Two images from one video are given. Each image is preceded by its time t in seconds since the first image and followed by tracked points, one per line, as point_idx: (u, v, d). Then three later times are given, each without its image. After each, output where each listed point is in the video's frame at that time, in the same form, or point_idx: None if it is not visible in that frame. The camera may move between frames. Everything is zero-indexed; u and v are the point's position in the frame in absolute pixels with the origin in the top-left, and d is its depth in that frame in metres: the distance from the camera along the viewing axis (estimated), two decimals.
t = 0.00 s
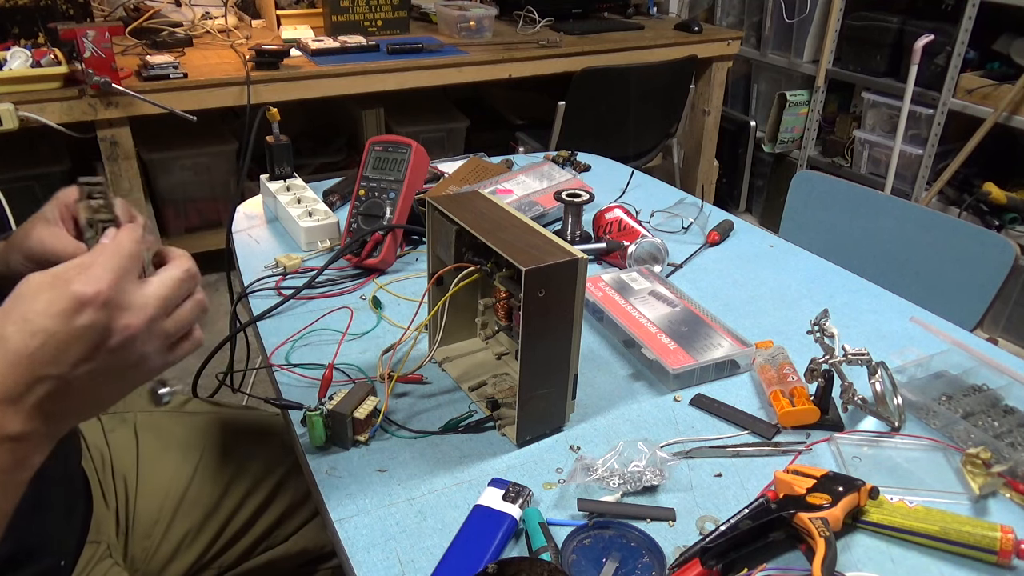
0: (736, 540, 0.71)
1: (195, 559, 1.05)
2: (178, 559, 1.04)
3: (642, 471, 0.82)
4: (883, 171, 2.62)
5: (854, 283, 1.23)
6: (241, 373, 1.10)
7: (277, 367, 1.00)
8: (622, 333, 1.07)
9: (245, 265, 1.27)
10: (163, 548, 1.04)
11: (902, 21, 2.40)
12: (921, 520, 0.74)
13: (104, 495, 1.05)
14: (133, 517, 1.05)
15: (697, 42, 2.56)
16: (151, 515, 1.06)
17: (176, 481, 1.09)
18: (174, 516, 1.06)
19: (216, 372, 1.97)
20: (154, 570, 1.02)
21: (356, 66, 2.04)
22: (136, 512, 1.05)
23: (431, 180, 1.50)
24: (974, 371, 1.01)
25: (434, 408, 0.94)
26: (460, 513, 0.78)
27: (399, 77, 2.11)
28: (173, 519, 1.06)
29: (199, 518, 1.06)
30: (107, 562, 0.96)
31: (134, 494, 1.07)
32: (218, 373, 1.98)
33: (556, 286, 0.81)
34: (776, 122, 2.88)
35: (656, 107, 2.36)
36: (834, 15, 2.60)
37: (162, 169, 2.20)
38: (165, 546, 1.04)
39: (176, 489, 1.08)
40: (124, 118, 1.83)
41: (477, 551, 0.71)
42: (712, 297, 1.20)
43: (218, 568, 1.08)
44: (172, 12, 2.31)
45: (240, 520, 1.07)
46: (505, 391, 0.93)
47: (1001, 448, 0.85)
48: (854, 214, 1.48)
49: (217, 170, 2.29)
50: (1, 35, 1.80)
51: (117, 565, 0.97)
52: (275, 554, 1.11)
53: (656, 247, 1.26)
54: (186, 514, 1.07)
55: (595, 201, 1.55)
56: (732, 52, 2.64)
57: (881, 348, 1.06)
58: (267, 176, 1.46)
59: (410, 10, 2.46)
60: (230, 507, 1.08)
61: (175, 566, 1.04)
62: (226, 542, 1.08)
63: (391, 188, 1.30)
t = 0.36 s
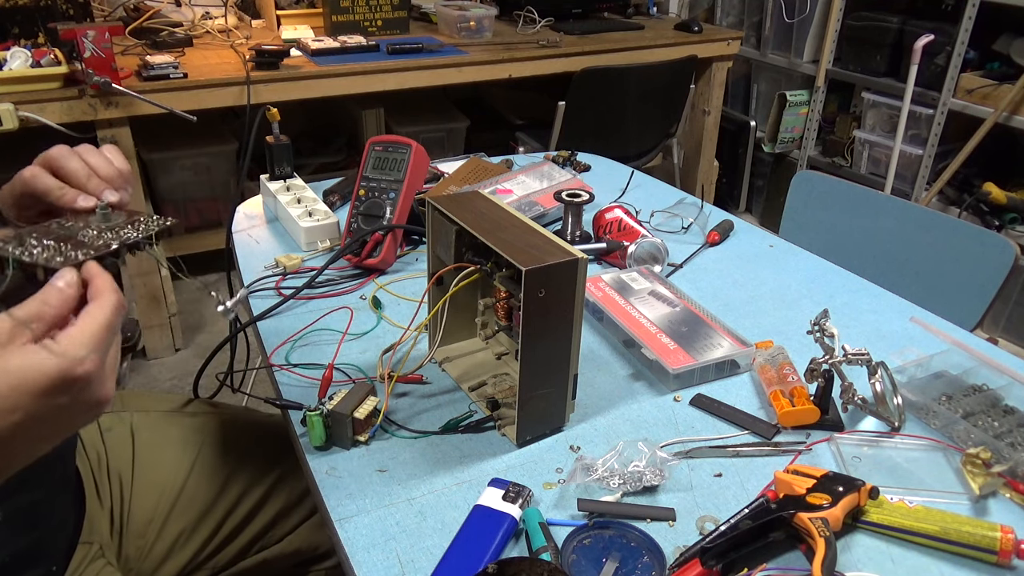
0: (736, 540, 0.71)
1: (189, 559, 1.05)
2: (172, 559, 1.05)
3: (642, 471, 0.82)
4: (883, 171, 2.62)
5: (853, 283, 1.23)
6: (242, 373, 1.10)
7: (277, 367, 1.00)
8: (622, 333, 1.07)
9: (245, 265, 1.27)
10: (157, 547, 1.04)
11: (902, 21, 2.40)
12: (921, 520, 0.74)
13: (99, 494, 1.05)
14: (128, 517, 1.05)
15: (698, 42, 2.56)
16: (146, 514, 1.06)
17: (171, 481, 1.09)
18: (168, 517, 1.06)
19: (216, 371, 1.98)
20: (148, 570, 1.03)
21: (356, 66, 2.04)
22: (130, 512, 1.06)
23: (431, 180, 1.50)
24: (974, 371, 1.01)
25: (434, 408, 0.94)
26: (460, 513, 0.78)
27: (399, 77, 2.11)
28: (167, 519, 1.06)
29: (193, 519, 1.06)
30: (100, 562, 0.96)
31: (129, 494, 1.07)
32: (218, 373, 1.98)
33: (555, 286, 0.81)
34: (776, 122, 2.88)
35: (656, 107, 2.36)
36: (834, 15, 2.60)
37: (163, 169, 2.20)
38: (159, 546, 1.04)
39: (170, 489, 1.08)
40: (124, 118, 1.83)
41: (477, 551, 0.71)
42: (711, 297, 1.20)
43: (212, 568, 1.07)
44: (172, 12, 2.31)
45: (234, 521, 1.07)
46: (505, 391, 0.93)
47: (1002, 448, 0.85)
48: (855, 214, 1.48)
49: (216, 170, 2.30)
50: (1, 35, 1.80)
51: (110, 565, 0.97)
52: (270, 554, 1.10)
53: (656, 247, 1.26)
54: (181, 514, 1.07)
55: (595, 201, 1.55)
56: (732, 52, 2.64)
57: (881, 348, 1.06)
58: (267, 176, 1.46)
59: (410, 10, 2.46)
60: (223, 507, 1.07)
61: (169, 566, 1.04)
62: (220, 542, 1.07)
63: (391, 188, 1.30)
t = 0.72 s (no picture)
0: (736, 540, 0.71)
1: (182, 558, 1.05)
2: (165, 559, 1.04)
3: (642, 471, 0.82)
4: (883, 171, 2.62)
5: (853, 283, 1.23)
6: (241, 373, 1.10)
7: (277, 367, 1.00)
8: (622, 333, 1.07)
9: (245, 265, 1.27)
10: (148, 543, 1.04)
11: (902, 21, 2.40)
12: (922, 520, 0.74)
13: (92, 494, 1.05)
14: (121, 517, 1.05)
15: (697, 42, 2.56)
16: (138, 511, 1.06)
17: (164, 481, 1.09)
18: (161, 516, 1.06)
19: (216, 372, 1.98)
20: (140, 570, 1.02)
21: (356, 66, 2.04)
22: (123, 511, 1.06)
23: (431, 180, 1.50)
24: (974, 371, 1.01)
25: (434, 407, 0.94)
26: (459, 513, 0.78)
27: (399, 78, 2.11)
28: (159, 519, 1.06)
29: (185, 518, 1.07)
30: (91, 563, 0.97)
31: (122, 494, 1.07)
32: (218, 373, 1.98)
33: (555, 286, 0.81)
34: (776, 122, 2.88)
35: (656, 107, 2.36)
36: (834, 15, 2.60)
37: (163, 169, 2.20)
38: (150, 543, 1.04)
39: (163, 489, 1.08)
40: (124, 118, 1.83)
41: (477, 551, 0.71)
42: (712, 297, 1.20)
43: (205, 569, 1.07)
44: (172, 12, 2.31)
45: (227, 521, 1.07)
46: (505, 390, 0.93)
47: (1002, 448, 0.85)
48: (855, 214, 1.48)
49: (216, 170, 2.30)
50: (1, 35, 1.80)
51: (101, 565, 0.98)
52: (264, 555, 1.09)
53: (656, 248, 1.26)
54: (174, 513, 1.07)
55: (595, 201, 1.55)
56: (732, 52, 2.64)
57: (881, 348, 1.06)
58: (267, 176, 1.46)
59: (410, 10, 2.46)
60: (216, 506, 1.07)
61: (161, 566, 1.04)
62: (213, 542, 1.07)
63: (391, 187, 1.30)
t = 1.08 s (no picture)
0: (736, 540, 0.71)
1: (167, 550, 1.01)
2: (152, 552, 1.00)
3: (642, 471, 0.82)
4: (883, 171, 2.62)
5: (854, 283, 1.23)
6: (242, 374, 1.11)
7: (277, 367, 1.00)
8: (622, 333, 1.07)
9: (245, 265, 1.27)
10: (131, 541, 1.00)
11: (902, 22, 2.40)
12: (921, 520, 0.74)
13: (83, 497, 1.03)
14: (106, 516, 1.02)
15: (697, 42, 2.56)
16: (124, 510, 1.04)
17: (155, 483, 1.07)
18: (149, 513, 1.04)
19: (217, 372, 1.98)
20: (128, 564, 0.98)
21: (357, 66, 2.04)
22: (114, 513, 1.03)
23: (431, 180, 1.50)
24: (974, 371, 1.01)
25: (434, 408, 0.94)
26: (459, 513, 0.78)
27: (399, 77, 2.11)
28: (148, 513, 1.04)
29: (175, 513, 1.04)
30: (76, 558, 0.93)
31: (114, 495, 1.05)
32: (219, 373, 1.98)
33: (556, 286, 0.81)
34: (776, 123, 2.88)
35: (656, 107, 2.36)
36: (834, 15, 2.60)
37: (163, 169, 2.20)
38: (132, 538, 1.00)
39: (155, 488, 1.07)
40: (124, 118, 1.83)
41: (477, 551, 0.71)
42: (712, 297, 1.20)
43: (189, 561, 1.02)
44: (172, 12, 2.31)
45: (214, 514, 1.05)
46: (505, 391, 0.93)
47: (1001, 448, 0.85)
48: (855, 214, 1.48)
49: (216, 170, 2.30)
50: (1, 36, 1.80)
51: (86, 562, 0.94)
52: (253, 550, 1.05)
53: (656, 248, 1.26)
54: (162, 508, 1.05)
55: (595, 201, 1.55)
56: (732, 52, 2.64)
57: (881, 348, 1.06)
58: (267, 176, 1.46)
59: (410, 10, 2.46)
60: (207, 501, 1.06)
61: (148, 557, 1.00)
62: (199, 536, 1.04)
63: (391, 188, 1.30)
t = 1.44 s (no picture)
0: (736, 541, 0.71)
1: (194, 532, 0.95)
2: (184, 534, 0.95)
3: (642, 471, 0.82)
4: (883, 171, 2.62)
5: (854, 283, 1.23)
6: (243, 374, 1.11)
7: (277, 367, 1.00)
8: (622, 333, 1.07)
9: (246, 266, 1.27)
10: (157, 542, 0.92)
11: (901, 22, 2.40)
12: (921, 520, 0.74)
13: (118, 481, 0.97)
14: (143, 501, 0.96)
15: (698, 42, 2.56)
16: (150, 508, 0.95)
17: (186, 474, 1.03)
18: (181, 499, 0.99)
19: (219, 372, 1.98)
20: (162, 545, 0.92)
21: (357, 66, 2.04)
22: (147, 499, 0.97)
23: (431, 180, 1.50)
24: (974, 371, 1.01)
25: (434, 407, 0.94)
26: (459, 515, 0.78)
27: (399, 77, 2.11)
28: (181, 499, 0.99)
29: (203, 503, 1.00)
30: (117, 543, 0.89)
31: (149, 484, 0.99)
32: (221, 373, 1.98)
33: (556, 286, 0.81)
34: (776, 122, 2.88)
35: (656, 107, 2.36)
36: (834, 15, 2.60)
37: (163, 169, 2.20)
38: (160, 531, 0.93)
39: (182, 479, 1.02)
40: (124, 118, 1.83)
41: (476, 551, 0.72)
42: (712, 297, 1.20)
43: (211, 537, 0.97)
44: (172, 12, 2.31)
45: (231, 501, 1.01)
46: (505, 391, 0.93)
47: (1001, 448, 0.85)
48: (855, 214, 1.48)
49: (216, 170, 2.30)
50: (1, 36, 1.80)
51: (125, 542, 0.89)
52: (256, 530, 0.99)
53: (656, 248, 1.26)
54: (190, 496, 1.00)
55: (595, 201, 1.55)
56: (732, 52, 2.64)
57: (881, 348, 1.06)
58: (267, 176, 1.46)
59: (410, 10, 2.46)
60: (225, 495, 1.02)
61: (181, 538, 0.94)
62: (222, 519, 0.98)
63: (390, 188, 1.30)
